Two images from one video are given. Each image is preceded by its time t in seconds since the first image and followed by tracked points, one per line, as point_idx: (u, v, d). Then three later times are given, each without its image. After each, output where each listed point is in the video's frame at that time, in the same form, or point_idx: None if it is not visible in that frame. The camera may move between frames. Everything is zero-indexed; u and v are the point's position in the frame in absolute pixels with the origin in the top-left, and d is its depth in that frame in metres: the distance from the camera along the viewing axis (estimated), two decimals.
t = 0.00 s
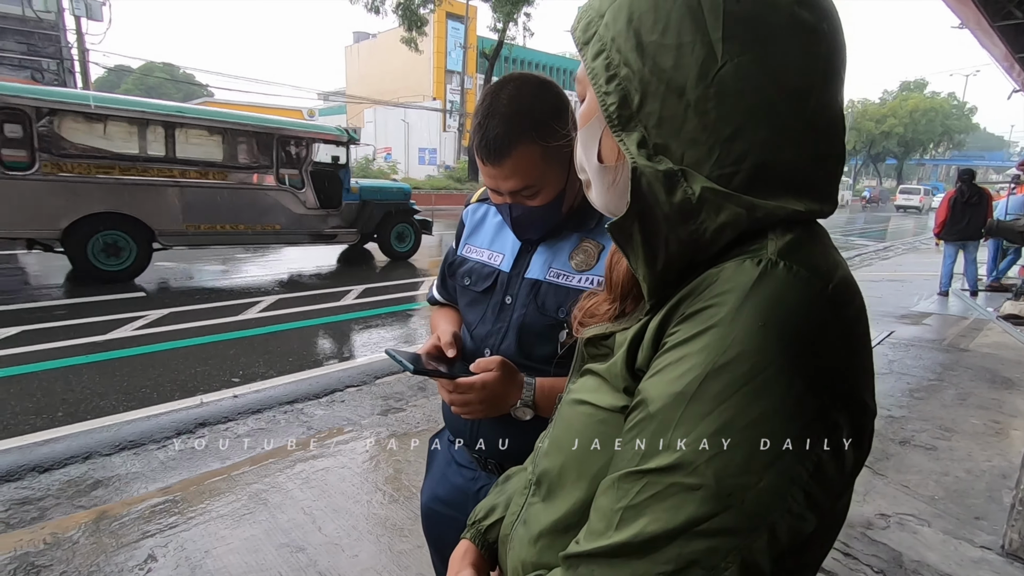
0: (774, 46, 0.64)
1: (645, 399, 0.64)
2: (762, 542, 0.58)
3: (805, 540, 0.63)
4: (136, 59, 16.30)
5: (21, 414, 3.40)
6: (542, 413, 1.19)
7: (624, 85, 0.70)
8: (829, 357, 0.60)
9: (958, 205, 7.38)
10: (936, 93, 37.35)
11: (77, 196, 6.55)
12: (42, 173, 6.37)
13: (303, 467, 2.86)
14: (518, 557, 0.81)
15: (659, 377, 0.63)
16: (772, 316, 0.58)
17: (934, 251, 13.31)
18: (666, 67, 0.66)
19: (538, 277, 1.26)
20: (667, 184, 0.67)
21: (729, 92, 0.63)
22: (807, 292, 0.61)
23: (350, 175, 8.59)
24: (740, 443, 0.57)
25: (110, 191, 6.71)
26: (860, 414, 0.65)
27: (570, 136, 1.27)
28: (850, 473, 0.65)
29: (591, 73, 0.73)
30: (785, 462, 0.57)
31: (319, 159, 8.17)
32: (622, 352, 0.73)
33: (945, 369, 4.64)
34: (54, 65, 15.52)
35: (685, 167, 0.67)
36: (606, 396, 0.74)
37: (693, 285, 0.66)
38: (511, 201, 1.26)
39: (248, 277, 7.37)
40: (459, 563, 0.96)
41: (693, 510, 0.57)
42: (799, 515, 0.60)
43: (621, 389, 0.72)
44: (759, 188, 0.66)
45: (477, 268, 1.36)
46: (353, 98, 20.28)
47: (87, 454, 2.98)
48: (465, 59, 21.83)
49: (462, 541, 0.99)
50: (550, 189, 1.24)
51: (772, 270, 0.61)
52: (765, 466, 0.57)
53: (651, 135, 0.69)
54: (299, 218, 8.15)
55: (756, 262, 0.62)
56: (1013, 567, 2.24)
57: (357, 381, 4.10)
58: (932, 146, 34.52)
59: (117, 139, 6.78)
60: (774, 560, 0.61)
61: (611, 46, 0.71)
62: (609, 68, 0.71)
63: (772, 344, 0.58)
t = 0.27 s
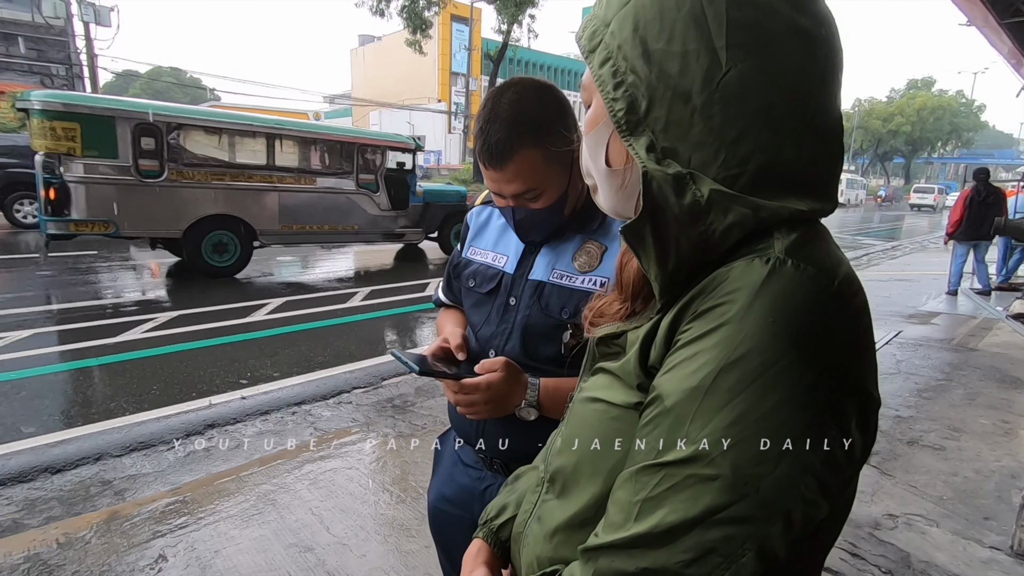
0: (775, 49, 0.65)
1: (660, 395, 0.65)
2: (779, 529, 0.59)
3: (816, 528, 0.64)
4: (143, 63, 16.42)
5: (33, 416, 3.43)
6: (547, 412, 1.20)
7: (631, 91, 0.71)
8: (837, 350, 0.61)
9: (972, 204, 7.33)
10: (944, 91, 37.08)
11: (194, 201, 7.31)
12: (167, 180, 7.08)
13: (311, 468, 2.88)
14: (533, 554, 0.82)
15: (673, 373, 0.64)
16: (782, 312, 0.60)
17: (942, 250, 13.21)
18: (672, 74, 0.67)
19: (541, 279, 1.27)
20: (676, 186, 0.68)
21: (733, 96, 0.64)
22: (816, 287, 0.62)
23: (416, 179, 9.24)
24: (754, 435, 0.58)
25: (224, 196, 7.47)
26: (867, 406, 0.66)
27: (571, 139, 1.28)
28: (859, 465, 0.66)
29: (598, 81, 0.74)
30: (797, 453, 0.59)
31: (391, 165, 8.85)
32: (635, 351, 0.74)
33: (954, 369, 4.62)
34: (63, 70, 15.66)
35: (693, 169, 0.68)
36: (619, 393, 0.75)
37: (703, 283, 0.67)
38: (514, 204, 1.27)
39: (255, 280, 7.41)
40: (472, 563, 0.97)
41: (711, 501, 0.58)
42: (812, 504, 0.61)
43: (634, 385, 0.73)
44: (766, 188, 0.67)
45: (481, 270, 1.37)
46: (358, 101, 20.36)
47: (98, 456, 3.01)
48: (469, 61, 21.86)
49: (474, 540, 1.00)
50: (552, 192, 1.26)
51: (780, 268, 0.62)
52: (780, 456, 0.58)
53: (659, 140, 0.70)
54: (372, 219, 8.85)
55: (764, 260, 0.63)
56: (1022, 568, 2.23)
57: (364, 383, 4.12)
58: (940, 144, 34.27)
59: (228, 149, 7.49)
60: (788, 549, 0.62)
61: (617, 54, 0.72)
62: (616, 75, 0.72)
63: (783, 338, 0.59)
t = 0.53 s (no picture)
0: (772, 52, 0.66)
1: (672, 389, 0.65)
2: (793, 516, 0.60)
3: (827, 513, 0.65)
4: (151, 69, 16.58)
5: (43, 419, 3.47)
6: (550, 413, 1.21)
7: (633, 95, 0.72)
8: (843, 342, 0.62)
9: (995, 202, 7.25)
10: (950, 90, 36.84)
11: (292, 204, 7.94)
12: (274, 187, 7.72)
13: (317, 470, 2.90)
14: (546, 550, 0.83)
15: (684, 368, 0.65)
16: (789, 305, 0.61)
17: (950, 249, 13.12)
18: (674, 78, 0.68)
19: (542, 280, 1.28)
20: (682, 188, 0.68)
21: (734, 99, 0.65)
22: (821, 281, 0.63)
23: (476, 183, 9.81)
24: (768, 426, 0.59)
25: (316, 201, 8.10)
26: (873, 395, 0.67)
27: (568, 141, 1.30)
28: (864, 451, 0.67)
29: (599, 86, 0.75)
30: (810, 441, 0.59)
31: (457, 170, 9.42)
32: (643, 348, 0.74)
33: (962, 368, 4.59)
34: (72, 77, 15.76)
35: (697, 171, 0.68)
36: (629, 389, 0.75)
37: (710, 281, 0.68)
38: (513, 206, 1.28)
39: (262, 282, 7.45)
40: (482, 562, 0.98)
41: (726, 490, 0.59)
42: (824, 492, 0.62)
43: (644, 381, 0.74)
44: (768, 187, 0.68)
45: (482, 273, 1.38)
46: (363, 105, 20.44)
47: (108, 458, 3.04)
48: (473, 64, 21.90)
49: (484, 539, 1.01)
50: (550, 194, 1.27)
51: (786, 264, 0.63)
52: (792, 444, 0.58)
53: (663, 143, 0.71)
54: (441, 221, 9.40)
55: (770, 257, 0.64)
56: None
57: (370, 385, 4.14)
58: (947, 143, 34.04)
59: (315, 157, 8.09)
60: (799, 534, 0.63)
61: (619, 60, 0.73)
62: (617, 80, 0.73)
63: (792, 331, 0.60)
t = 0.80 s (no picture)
0: (767, 57, 0.67)
1: (670, 382, 0.66)
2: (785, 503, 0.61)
3: (822, 500, 0.66)
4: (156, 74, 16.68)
5: (49, 422, 3.49)
6: (552, 411, 1.22)
7: (633, 101, 0.73)
8: (835, 335, 0.63)
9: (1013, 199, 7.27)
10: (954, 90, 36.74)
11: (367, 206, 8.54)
12: (355, 191, 8.39)
13: (321, 472, 2.91)
14: (554, 542, 0.84)
15: (681, 363, 0.66)
16: (781, 300, 0.62)
17: (954, 250, 13.07)
18: (672, 84, 0.69)
19: (543, 281, 1.29)
20: (682, 190, 0.69)
21: (732, 103, 0.66)
22: (813, 276, 0.64)
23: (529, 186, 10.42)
24: (759, 416, 0.60)
25: (389, 204, 8.73)
26: (867, 386, 0.67)
27: (569, 144, 1.31)
28: (858, 441, 0.68)
29: (601, 93, 0.76)
30: (801, 431, 0.60)
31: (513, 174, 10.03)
32: (644, 344, 0.75)
33: (966, 369, 4.58)
34: (76, 82, 15.83)
35: (695, 173, 0.69)
36: (631, 382, 0.76)
37: (707, 279, 0.69)
38: (515, 209, 1.29)
39: (265, 284, 7.46)
40: (496, 553, 1.00)
41: (720, 478, 0.60)
42: (817, 480, 0.62)
43: (644, 376, 0.74)
44: (764, 187, 0.69)
45: (485, 274, 1.39)
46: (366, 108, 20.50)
47: (114, 460, 3.06)
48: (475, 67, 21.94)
49: (498, 531, 1.02)
50: (552, 196, 1.28)
51: (777, 262, 0.64)
52: (784, 433, 0.59)
53: (662, 146, 0.71)
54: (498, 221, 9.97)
55: (763, 255, 0.65)
56: None
57: (374, 387, 4.15)
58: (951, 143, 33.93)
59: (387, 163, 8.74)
60: (794, 521, 0.63)
61: (618, 67, 0.74)
62: (617, 87, 0.74)
63: (783, 324, 0.61)
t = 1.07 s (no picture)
0: (766, 57, 0.67)
1: (671, 376, 0.67)
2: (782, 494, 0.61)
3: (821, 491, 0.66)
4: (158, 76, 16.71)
5: (53, 422, 3.50)
6: (556, 409, 1.22)
7: (636, 102, 0.73)
8: (833, 328, 0.63)
9: None
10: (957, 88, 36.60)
11: (433, 206, 9.17)
12: (423, 192, 9.03)
13: (324, 472, 2.91)
14: (562, 533, 0.84)
15: (681, 356, 0.66)
16: (778, 294, 0.62)
17: (958, 248, 13.02)
18: (673, 84, 0.69)
19: (546, 279, 1.29)
20: (685, 190, 0.70)
21: (733, 103, 0.67)
22: (810, 270, 0.64)
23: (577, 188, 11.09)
24: (757, 408, 0.60)
25: (451, 204, 9.35)
26: (866, 377, 0.68)
27: (571, 144, 1.31)
28: (858, 432, 0.68)
29: (604, 95, 0.76)
30: (798, 423, 0.61)
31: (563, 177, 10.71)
32: (649, 338, 0.75)
33: (970, 368, 4.56)
34: (79, 84, 15.90)
35: (698, 172, 0.69)
36: (636, 376, 0.76)
37: (708, 274, 0.69)
38: (518, 208, 1.30)
39: (267, 284, 7.47)
40: (506, 545, 1.01)
41: (718, 469, 0.60)
42: (815, 471, 0.63)
43: (649, 370, 0.75)
44: (765, 185, 0.69)
45: (488, 273, 1.40)
46: (368, 109, 20.53)
47: (119, 460, 3.07)
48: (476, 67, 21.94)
49: (509, 523, 1.03)
50: (555, 196, 1.28)
51: (775, 257, 0.64)
52: (781, 424, 0.60)
53: (665, 145, 0.72)
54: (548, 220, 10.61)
55: (761, 250, 0.66)
56: None
57: (377, 387, 4.16)
58: (954, 141, 33.79)
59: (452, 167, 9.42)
60: (793, 510, 0.64)
61: (620, 69, 0.74)
62: (620, 89, 0.74)
63: (780, 318, 0.61)
